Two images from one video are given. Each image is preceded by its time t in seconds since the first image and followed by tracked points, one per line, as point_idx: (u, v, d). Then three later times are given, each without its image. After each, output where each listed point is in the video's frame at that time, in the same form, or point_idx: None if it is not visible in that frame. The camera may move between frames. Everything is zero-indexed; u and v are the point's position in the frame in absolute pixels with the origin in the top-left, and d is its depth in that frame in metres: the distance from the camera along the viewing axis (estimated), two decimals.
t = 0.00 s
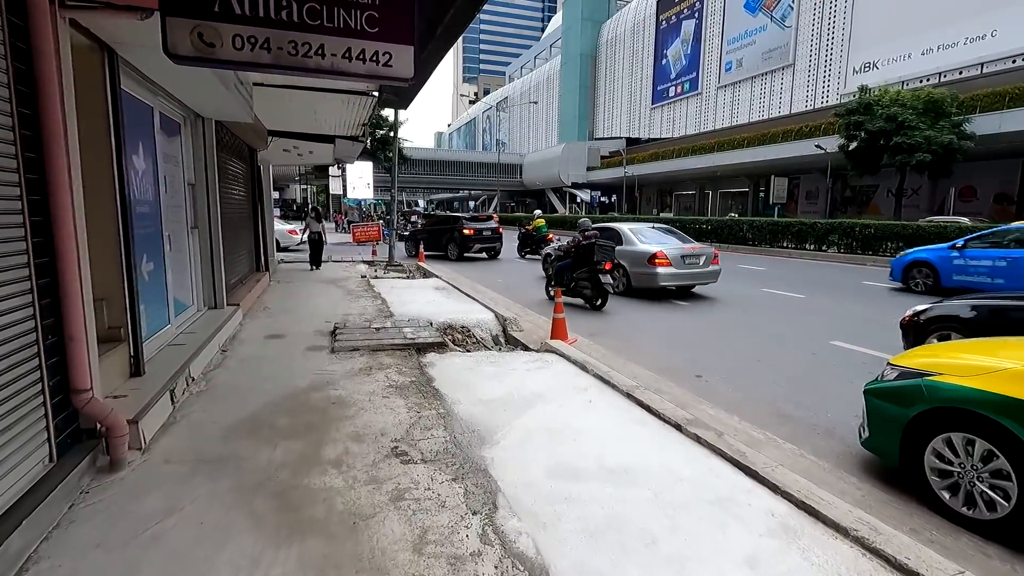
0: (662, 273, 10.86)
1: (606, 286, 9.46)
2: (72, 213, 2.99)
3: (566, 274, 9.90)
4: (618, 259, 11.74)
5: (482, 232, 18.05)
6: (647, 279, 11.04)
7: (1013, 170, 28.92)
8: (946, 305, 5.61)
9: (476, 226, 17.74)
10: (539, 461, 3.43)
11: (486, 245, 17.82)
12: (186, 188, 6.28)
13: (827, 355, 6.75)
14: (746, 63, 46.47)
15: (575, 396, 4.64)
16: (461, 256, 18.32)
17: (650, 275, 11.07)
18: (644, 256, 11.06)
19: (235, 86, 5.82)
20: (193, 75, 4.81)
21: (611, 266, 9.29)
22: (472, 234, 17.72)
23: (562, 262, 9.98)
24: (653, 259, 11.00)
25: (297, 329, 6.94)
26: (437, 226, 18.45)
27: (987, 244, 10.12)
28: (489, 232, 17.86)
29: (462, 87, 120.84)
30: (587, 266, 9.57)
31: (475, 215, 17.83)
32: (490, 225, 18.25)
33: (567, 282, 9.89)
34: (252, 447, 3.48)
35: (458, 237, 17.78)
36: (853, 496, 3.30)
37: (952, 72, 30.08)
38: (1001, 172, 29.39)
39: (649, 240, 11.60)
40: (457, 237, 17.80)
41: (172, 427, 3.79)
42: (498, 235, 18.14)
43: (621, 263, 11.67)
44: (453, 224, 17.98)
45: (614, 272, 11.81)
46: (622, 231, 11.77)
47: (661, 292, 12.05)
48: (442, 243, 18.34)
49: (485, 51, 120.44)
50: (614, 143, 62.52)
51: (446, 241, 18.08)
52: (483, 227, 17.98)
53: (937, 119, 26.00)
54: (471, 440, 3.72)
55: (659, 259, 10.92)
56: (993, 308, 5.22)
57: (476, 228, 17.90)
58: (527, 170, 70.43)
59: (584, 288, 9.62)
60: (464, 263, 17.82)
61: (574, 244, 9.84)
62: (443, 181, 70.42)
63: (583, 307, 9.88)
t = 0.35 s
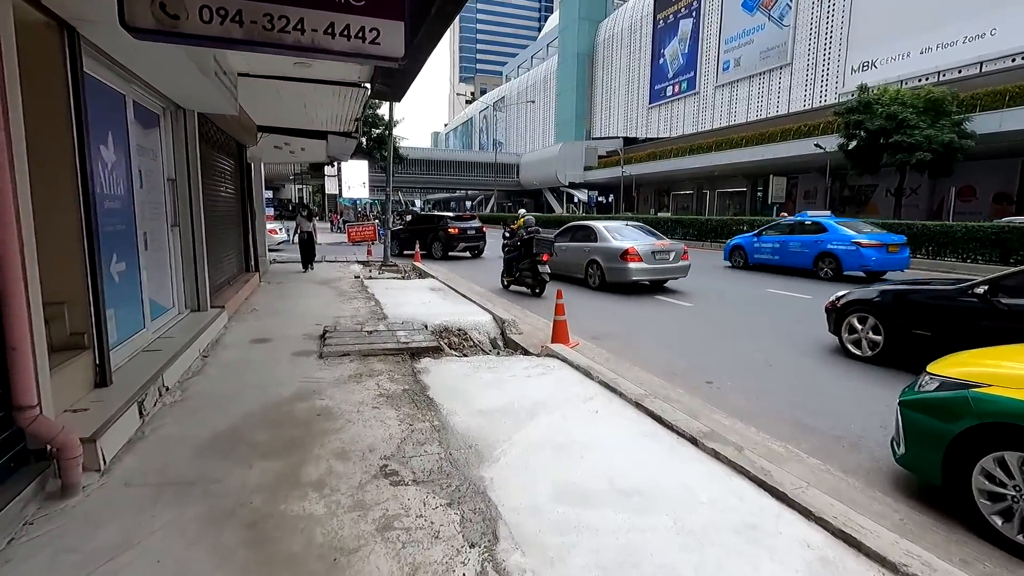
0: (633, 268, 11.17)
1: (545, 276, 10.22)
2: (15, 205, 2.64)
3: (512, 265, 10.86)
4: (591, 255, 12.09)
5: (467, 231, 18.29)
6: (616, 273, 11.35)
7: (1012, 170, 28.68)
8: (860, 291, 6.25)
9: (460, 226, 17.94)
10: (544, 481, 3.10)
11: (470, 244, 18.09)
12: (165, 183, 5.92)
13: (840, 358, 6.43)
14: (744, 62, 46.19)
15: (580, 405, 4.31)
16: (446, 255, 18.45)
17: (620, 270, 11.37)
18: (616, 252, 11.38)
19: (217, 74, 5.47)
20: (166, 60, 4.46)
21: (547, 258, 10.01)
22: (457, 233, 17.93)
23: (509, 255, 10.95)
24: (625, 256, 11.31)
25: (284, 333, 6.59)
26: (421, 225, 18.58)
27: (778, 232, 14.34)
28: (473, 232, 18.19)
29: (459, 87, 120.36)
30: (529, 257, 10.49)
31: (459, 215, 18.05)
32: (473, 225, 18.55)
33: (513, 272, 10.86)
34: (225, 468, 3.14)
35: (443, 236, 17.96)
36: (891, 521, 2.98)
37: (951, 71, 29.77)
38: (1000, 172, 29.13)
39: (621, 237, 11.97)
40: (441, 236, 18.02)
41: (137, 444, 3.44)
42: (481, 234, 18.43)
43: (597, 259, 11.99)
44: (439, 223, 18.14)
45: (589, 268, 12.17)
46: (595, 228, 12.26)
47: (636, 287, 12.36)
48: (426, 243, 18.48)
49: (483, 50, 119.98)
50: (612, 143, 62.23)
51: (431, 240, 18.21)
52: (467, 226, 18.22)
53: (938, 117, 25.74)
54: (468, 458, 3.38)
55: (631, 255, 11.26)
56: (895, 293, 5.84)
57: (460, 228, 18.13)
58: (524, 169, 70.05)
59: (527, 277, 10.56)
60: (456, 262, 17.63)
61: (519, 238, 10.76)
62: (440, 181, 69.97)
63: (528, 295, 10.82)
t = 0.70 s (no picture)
0: (607, 265, 11.44)
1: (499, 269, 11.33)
2: None
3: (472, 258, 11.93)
4: (567, 251, 12.27)
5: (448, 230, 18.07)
6: (591, 270, 11.55)
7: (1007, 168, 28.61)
8: (788, 281, 6.95)
9: (441, 225, 17.71)
10: (548, 514, 2.77)
11: (451, 243, 17.91)
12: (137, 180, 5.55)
13: (851, 363, 6.14)
14: (739, 59, 46.04)
15: (585, 421, 3.96)
16: (426, 254, 18.25)
17: (595, 266, 11.60)
18: (590, 248, 11.60)
19: (191, 62, 5.09)
20: (130, 44, 4.09)
21: (501, 252, 11.31)
22: (438, 232, 17.71)
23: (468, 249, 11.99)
24: (599, 252, 11.56)
25: (268, 339, 6.24)
26: (401, 224, 18.27)
27: (658, 225, 18.30)
28: (454, 230, 18.02)
29: (453, 85, 119.82)
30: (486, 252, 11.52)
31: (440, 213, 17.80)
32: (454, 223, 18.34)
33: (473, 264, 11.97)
34: (188, 502, 2.77)
35: (423, 235, 17.71)
36: (939, 559, 2.65)
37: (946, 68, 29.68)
38: (995, 170, 29.05)
39: (596, 234, 12.17)
40: (422, 234, 17.77)
41: (90, 472, 3.06)
42: (462, 233, 18.29)
43: (572, 256, 12.14)
44: (419, 222, 17.90)
45: (565, 264, 12.39)
46: (572, 226, 12.45)
47: (611, 282, 12.59)
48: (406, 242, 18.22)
49: (476, 48, 119.54)
50: (606, 140, 61.96)
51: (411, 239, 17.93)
52: (449, 225, 17.99)
53: (934, 115, 25.53)
54: (463, 486, 3.04)
55: (603, 251, 11.52)
56: (816, 281, 6.55)
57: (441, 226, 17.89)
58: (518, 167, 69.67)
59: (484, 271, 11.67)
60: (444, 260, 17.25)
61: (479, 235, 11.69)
62: (434, 179, 69.47)
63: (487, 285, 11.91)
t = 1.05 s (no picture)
0: (589, 259, 11.25)
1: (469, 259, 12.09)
2: None
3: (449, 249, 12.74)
4: (551, 246, 12.07)
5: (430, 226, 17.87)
6: (574, 264, 11.37)
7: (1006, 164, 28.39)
8: (732, 270, 7.69)
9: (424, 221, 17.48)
10: (562, 547, 2.44)
11: (434, 239, 17.71)
12: (111, 172, 5.18)
13: (868, 364, 5.84)
14: (736, 55, 45.75)
15: (596, 433, 3.63)
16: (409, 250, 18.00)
17: (577, 260, 11.42)
18: (572, 243, 11.40)
19: (166, 46, 4.72)
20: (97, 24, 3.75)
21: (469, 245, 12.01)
22: (421, 229, 17.49)
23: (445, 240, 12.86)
24: (580, 247, 11.36)
25: (254, 341, 5.89)
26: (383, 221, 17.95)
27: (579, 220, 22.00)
28: (437, 227, 17.81)
29: (449, 81, 119.06)
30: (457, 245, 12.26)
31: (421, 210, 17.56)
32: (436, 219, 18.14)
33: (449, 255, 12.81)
34: (150, 536, 2.43)
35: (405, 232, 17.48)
36: None
37: (944, 63, 29.41)
38: (994, 166, 28.85)
39: (580, 228, 11.98)
40: (404, 230, 17.52)
41: (40, 500, 2.69)
42: (445, 229, 18.05)
43: (555, 250, 11.93)
44: (401, 218, 17.64)
45: (548, 258, 12.18)
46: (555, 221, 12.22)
47: (594, 276, 12.44)
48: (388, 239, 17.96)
49: (472, 44, 118.84)
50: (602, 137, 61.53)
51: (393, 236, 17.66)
52: (432, 221, 17.78)
53: (934, 110, 25.19)
54: (465, 512, 2.70)
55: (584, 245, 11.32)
56: (753, 270, 7.29)
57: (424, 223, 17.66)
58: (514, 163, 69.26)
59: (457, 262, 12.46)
60: (436, 257, 16.94)
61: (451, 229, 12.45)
62: (429, 175, 68.92)
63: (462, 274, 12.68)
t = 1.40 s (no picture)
0: (575, 253, 10.99)
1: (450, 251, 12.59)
2: None
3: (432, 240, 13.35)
4: (539, 240, 11.75)
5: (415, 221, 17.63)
6: (561, 258, 11.09)
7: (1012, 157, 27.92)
8: (684, 259, 8.28)
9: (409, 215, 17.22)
10: None
11: (419, 234, 17.46)
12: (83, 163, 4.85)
13: (887, 367, 5.53)
14: (738, 48, 45.21)
15: (604, 449, 3.31)
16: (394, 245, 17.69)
17: (564, 255, 11.15)
18: (558, 238, 11.11)
19: (138, 28, 4.37)
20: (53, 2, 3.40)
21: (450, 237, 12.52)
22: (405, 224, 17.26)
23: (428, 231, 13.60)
24: (567, 241, 11.09)
25: (238, 343, 5.56)
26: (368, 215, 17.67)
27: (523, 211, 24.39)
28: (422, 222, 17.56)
29: (448, 75, 118.14)
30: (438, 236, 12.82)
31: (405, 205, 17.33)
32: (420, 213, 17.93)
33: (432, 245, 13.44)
34: None
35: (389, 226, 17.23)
36: None
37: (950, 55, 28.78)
38: (1000, 159, 28.41)
39: (568, 223, 11.66)
40: (389, 225, 17.25)
41: None
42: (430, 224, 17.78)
43: (542, 245, 11.64)
44: (386, 213, 17.39)
45: (536, 252, 11.89)
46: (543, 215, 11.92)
47: (581, 270, 12.17)
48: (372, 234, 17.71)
49: (472, 37, 117.88)
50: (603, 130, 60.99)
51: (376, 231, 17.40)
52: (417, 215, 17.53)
53: (940, 103, 24.69)
54: (460, 545, 2.39)
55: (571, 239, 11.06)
56: (700, 258, 7.89)
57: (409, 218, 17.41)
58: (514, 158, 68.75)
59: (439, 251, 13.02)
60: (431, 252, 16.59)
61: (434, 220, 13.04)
62: (429, 170, 68.31)
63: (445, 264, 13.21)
